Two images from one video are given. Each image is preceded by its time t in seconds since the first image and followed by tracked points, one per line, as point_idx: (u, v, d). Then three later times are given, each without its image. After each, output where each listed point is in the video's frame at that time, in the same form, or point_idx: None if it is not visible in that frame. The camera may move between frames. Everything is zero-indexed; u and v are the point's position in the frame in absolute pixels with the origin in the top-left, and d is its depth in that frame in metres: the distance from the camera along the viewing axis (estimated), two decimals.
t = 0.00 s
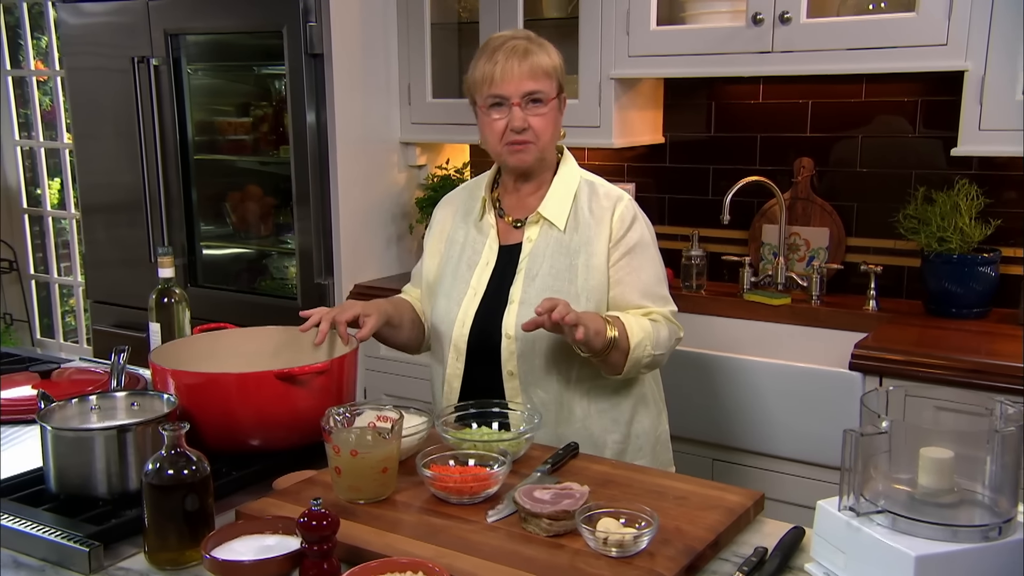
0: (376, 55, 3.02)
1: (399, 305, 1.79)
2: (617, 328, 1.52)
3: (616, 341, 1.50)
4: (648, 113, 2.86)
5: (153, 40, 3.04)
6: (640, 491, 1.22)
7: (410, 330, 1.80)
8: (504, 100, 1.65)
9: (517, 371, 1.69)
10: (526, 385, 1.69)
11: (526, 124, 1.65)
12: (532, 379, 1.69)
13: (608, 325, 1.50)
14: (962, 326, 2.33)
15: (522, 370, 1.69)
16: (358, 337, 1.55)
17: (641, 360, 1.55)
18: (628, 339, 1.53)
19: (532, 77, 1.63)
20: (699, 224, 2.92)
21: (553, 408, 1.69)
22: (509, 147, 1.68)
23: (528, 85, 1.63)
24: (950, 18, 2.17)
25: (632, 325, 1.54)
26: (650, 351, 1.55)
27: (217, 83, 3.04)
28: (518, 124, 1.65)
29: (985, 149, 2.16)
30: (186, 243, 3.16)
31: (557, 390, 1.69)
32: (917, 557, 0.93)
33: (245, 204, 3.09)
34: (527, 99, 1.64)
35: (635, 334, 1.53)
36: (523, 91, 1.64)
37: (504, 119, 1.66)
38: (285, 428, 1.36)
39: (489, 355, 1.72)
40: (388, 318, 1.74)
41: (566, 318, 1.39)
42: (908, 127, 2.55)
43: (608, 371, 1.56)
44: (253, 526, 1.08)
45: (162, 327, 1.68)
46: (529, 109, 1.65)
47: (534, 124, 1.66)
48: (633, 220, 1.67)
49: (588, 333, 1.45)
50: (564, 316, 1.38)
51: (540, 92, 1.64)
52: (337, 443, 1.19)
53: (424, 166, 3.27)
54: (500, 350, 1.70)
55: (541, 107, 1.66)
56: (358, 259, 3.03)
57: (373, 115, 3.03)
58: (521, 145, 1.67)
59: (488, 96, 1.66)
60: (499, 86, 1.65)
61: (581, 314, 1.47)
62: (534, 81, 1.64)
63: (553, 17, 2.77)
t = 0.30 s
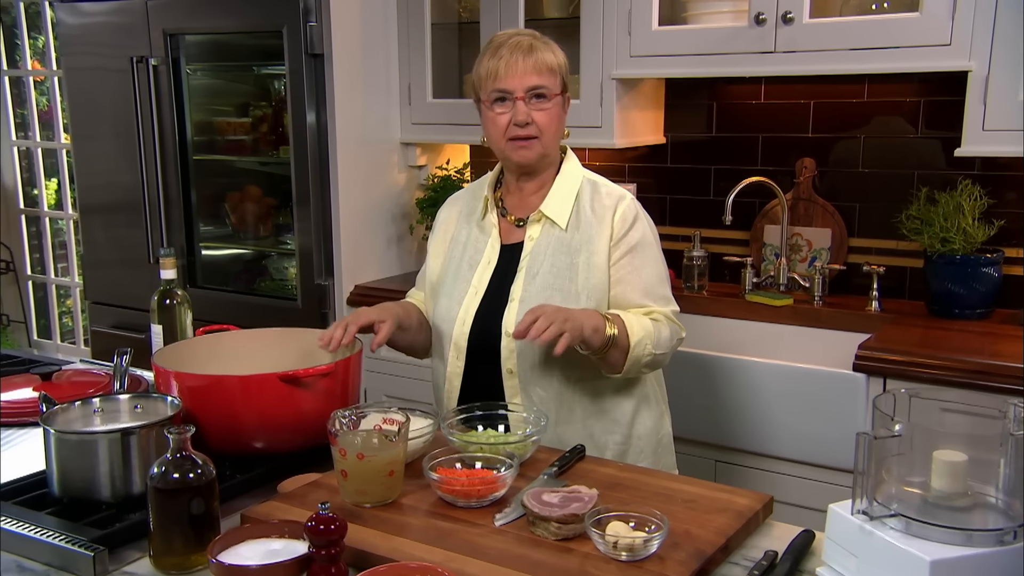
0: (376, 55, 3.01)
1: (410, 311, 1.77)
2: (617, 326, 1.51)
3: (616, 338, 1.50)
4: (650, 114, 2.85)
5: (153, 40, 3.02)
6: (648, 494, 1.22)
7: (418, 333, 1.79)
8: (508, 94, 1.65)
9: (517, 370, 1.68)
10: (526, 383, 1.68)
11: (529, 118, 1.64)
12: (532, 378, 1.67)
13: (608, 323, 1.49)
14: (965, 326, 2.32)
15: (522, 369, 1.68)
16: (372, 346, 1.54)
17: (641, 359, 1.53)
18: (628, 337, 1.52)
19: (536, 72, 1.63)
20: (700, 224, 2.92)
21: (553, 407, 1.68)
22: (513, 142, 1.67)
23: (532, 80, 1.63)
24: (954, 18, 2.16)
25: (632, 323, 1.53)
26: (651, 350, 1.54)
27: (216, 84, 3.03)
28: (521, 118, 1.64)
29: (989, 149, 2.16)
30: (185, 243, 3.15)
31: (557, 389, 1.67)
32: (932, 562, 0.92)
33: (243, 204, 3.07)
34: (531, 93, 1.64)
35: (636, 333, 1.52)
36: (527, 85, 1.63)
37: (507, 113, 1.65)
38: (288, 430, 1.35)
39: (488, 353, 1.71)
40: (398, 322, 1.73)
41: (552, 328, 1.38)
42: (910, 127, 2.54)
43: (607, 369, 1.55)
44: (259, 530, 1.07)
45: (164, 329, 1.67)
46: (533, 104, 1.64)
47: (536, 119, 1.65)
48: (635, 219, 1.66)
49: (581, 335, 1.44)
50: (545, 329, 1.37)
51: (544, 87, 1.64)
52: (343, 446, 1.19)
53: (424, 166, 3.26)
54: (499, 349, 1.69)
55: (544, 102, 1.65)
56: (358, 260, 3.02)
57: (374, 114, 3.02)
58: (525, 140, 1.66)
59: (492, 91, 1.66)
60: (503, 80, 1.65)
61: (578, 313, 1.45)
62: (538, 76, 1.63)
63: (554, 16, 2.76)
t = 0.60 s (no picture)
0: (377, 54, 2.99)
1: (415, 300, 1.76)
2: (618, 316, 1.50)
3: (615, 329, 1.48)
4: (652, 114, 2.85)
5: (152, 39, 3.01)
6: (657, 497, 1.21)
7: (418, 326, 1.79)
8: (513, 90, 1.65)
9: (519, 368, 1.67)
10: (528, 381, 1.67)
11: (533, 114, 1.64)
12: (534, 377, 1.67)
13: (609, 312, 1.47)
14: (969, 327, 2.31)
15: (524, 366, 1.67)
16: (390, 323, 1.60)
17: (642, 353, 1.53)
18: (630, 331, 1.52)
19: (540, 68, 1.63)
20: (702, 225, 2.91)
21: (555, 406, 1.67)
22: (517, 138, 1.67)
23: (536, 76, 1.63)
24: (959, 17, 2.15)
25: (636, 318, 1.53)
26: (653, 346, 1.53)
27: (216, 83, 3.02)
28: (525, 113, 1.63)
29: (993, 149, 2.16)
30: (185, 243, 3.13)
31: (559, 388, 1.67)
32: (948, 567, 0.92)
33: (243, 204, 3.06)
34: (536, 89, 1.64)
35: (637, 327, 1.52)
36: (532, 80, 1.63)
37: (512, 109, 1.65)
38: (294, 432, 1.34)
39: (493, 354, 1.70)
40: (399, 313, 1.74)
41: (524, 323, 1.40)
42: (913, 127, 2.53)
43: (607, 362, 1.56)
44: (267, 533, 1.05)
45: (167, 330, 1.66)
46: (538, 99, 1.64)
47: (540, 115, 1.64)
48: (638, 219, 1.64)
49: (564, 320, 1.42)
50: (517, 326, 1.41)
51: (549, 83, 1.64)
52: (350, 448, 1.18)
53: (425, 166, 3.25)
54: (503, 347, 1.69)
55: (549, 98, 1.65)
56: (360, 261, 3.01)
57: (375, 114, 3.01)
58: (529, 136, 1.66)
59: (497, 86, 1.66)
60: (508, 77, 1.65)
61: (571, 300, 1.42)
62: (543, 72, 1.64)
63: (556, 16, 2.75)
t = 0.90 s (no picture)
0: (377, 53, 2.98)
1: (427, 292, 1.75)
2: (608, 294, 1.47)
3: (600, 304, 1.46)
4: (654, 114, 2.84)
5: (152, 39, 3.00)
6: (665, 499, 1.20)
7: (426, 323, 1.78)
8: (512, 92, 1.63)
9: (520, 365, 1.67)
10: (529, 379, 1.67)
11: (533, 115, 1.62)
12: (535, 373, 1.67)
13: (599, 286, 1.46)
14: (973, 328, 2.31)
15: (525, 364, 1.67)
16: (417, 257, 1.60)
17: (624, 336, 1.50)
18: (617, 310, 1.49)
19: (538, 69, 1.62)
20: (704, 225, 2.90)
21: (556, 402, 1.66)
22: (518, 140, 1.65)
23: (535, 77, 1.62)
24: (963, 18, 2.15)
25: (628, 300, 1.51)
26: (638, 331, 1.51)
27: (216, 84, 3.02)
28: (524, 115, 1.62)
29: (997, 150, 2.15)
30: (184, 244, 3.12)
31: (560, 385, 1.66)
32: (963, 571, 0.91)
33: (243, 205, 3.06)
34: (534, 90, 1.62)
35: (626, 308, 1.49)
36: (530, 81, 1.62)
37: (512, 111, 1.63)
38: (299, 434, 1.33)
39: (496, 354, 1.69)
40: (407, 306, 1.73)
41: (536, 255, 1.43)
42: (915, 128, 2.53)
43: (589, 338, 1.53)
44: (274, 537, 1.04)
45: (170, 331, 1.65)
46: (537, 100, 1.63)
47: (540, 115, 1.63)
48: (636, 210, 1.64)
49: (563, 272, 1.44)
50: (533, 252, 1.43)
51: (547, 84, 1.62)
52: (357, 451, 1.17)
53: (426, 166, 3.24)
54: (504, 345, 1.68)
55: (548, 98, 1.63)
56: (360, 261, 2.99)
57: (376, 114, 3.00)
58: (529, 137, 1.64)
59: (497, 89, 1.64)
60: (507, 79, 1.63)
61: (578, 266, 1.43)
62: (541, 72, 1.62)
63: (558, 16, 2.74)
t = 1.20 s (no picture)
0: (379, 53, 2.97)
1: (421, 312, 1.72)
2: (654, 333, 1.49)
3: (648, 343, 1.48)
4: (656, 114, 2.83)
5: (152, 39, 2.99)
6: (674, 502, 1.19)
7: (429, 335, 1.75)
8: (506, 116, 1.61)
9: (530, 375, 1.67)
10: (540, 390, 1.67)
11: (529, 140, 1.61)
12: (546, 384, 1.66)
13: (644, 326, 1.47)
14: (977, 330, 2.30)
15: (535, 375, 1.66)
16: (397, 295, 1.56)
17: (667, 366, 1.52)
18: (660, 347, 1.50)
19: (531, 90, 1.59)
20: (707, 226, 2.90)
21: (566, 412, 1.67)
22: (515, 162, 1.64)
23: (528, 100, 1.59)
24: (968, 18, 2.14)
25: (665, 331, 1.52)
26: (678, 358, 1.53)
27: (217, 84, 3.01)
28: (519, 141, 1.61)
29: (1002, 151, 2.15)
30: (185, 244, 3.11)
31: (570, 395, 1.66)
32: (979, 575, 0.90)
33: (244, 206, 3.05)
34: (528, 113, 1.60)
35: (667, 343, 1.51)
36: (523, 105, 1.60)
37: (507, 135, 1.63)
38: (304, 437, 1.32)
39: (502, 360, 1.69)
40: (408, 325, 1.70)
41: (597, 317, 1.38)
42: (919, 129, 2.52)
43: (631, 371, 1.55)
44: (281, 540, 1.03)
45: (173, 333, 1.64)
46: (532, 123, 1.61)
47: (537, 137, 1.62)
48: (647, 220, 1.63)
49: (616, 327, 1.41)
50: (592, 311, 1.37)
51: (541, 105, 1.60)
52: (364, 454, 1.16)
53: (427, 167, 3.23)
54: (513, 354, 1.67)
55: (543, 120, 1.61)
56: (362, 263, 2.98)
57: (377, 114, 2.99)
58: (526, 159, 1.63)
59: (491, 112, 1.63)
60: (500, 102, 1.61)
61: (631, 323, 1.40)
62: (534, 94, 1.59)
63: (560, 16, 2.74)
